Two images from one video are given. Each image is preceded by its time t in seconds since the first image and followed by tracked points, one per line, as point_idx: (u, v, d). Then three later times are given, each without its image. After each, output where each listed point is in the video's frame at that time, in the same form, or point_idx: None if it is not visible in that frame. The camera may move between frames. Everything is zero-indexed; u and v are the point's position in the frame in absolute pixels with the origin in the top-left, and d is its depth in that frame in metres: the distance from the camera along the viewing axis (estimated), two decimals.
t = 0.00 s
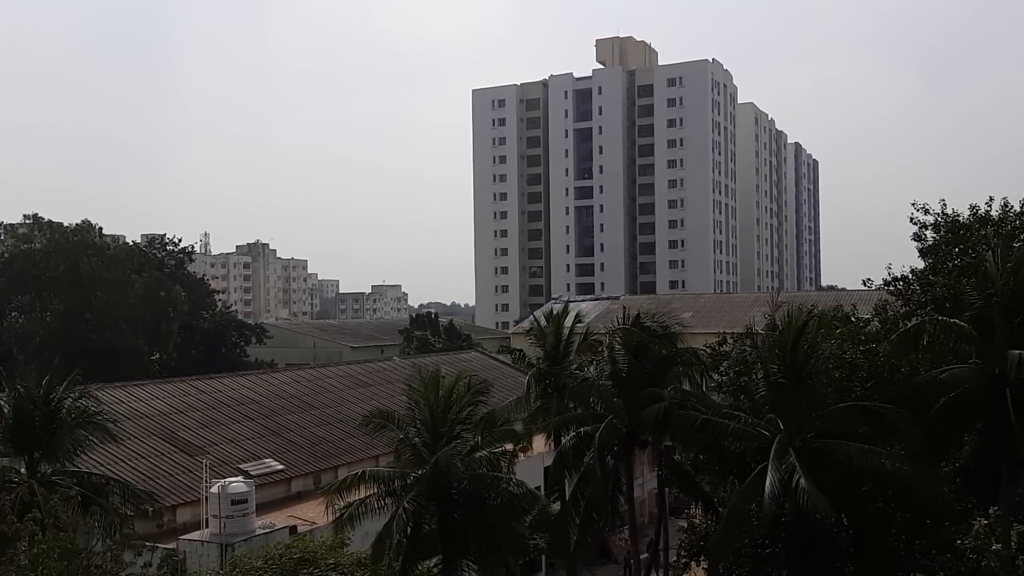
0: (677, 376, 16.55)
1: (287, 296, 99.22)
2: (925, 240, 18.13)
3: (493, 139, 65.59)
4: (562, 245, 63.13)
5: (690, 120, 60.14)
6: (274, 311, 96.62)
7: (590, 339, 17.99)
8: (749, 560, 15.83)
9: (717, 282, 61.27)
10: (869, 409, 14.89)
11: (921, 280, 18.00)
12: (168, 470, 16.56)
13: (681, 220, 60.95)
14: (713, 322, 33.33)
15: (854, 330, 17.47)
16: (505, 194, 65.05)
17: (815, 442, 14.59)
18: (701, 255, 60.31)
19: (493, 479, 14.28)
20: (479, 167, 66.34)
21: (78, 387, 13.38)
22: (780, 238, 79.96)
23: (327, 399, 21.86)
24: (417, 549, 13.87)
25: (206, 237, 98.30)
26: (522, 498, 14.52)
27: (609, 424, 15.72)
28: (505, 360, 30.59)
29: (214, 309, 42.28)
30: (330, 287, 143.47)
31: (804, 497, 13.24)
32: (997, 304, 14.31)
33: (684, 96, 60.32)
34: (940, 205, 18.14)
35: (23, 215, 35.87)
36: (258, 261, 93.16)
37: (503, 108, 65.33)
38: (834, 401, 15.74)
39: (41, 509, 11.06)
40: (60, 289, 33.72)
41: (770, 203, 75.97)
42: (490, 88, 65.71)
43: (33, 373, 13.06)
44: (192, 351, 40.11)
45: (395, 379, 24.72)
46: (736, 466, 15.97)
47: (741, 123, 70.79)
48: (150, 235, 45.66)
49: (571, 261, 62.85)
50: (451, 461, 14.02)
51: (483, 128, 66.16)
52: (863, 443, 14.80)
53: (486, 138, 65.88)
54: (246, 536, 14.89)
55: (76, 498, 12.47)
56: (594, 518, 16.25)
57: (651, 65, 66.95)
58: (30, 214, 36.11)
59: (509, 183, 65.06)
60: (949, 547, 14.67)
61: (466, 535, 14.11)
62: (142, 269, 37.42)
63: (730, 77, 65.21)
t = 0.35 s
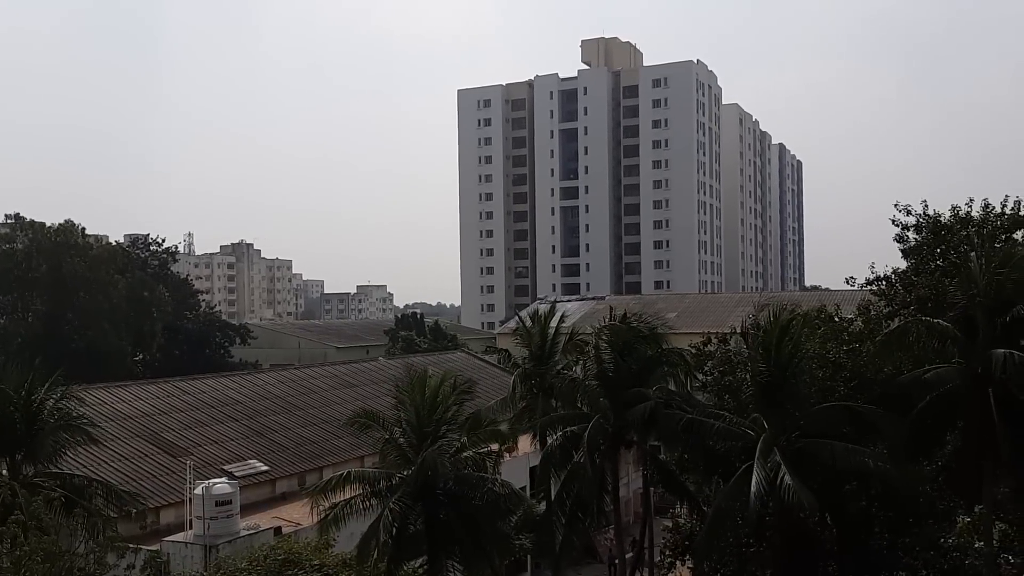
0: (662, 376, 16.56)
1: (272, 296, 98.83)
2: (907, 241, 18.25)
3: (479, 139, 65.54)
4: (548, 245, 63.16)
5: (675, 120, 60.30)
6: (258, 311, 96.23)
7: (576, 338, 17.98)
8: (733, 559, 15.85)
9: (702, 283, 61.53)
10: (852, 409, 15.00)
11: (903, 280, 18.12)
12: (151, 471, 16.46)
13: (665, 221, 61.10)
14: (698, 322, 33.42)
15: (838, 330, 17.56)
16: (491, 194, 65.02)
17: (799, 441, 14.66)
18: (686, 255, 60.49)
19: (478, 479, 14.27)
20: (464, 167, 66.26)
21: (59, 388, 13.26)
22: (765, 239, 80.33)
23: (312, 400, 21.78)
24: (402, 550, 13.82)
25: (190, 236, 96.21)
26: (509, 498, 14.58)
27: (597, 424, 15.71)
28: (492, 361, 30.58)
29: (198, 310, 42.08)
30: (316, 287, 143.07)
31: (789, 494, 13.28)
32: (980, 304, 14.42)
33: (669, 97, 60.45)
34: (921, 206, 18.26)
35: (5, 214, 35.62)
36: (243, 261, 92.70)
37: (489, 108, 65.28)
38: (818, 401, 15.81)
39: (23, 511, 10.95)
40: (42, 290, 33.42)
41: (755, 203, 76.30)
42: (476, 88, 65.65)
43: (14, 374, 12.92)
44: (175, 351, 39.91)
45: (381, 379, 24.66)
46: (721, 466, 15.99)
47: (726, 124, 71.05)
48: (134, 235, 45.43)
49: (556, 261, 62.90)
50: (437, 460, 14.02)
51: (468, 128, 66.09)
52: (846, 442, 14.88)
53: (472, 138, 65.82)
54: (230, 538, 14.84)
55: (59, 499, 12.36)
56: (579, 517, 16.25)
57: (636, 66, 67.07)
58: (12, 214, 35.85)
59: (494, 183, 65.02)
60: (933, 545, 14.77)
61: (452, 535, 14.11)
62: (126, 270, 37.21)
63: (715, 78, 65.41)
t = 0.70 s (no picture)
0: (648, 376, 16.67)
1: (257, 297, 98.49)
2: (889, 243, 18.49)
3: (464, 140, 65.59)
4: (533, 246, 63.26)
5: (660, 122, 60.61)
6: (242, 312, 95.86)
7: (561, 339, 18.03)
8: (717, 558, 15.81)
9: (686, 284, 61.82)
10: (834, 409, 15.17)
11: (884, 282, 18.35)
12: (136, 472, 16.43)
13: (650, 222, 61.36)
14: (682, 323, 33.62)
15: (820, 330, 17.75)
16: (476, 195, 65.10)
17: (782, 441, 14.83)
18: (670, 256, 60.77)
19: (464, 477, 14.38)
20: (449, 168, 66.28)
21: (43, 389, 13.22)
22: (748, 240, 80.85)
23: (297, 400, 21.78)
24: (388, 550, 13.83)
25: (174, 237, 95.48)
26: (494, 498, 14.68)
27: (584, 423, 15.78)
28: (478, 361, 30.65)
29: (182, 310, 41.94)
30: (300, 287, 142.72)
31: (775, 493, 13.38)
32: (962, 304, 14.64)
33: (654, 99, 60.76)
34: (902, 208, 18.52)
35: None
36: (227, 261, 92.34)
37: (474, 109, 65.34)
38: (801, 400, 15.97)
39: (7, 512, 10.95)
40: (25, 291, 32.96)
41: (738, 205, 76.78)
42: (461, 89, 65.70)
43: None
44: (159, 352, 39.76)
45: (366, 379, 24.69)
46: (705, 465, 16.13)
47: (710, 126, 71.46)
48: (118, 235, 45.28)
49: (541, 262, 63.03)
50: (423, 460, 14.11)
51: (453, 129, 66.13)
52: (829, 442, 15.04)
53: (457, 139, 65.87)
54: (215, 538, 14.83)
55: (44, 501, 12.33)
56: (565, 516, 16.26)
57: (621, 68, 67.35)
58: None
59: (480, 184, 65.09)
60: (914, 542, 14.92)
61: (437, 535, 14.17)
62: (110, 270, 37.13)
63: (699, 80, 65.79)
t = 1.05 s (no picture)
0: (639, 376, 16.57)
1: (246, 297, 98.02)
2: (879, 243, 18.47)
3: (454, 139, 65.43)
4: (524, 246, 63.21)
5: (650, 122, 60.61)
6: (231, 312, 95.39)
7: (551, 339, 17.84)
8: (706, 558, 15.96)
9: (676, 283, 61.86)
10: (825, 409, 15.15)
11: (874, 282, 18.31)
12: (123, 473, 16.28)
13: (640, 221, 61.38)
14: (672, 323, 33.55)
15: (811, 330, 17.73)
16: (466, 194, 64.97)
17: (773, 441, 14.80)
18: (660, 256, 60.78)
19: (454, 479, 14.29)
20: (440, 167, 66.09)
21: (29, 390, 13.02)
22: (738, 240, 80.96)
23: (286, 401, 21.63)
24: (377, 553, 13.77)
25: (162, 237, 94.69)
26: (484, 499, 14.63)
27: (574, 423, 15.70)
28: (469, 361, 30.54)
29: (170, 311, 41.58)
30: (290, 287, 142.20)
31: (766, 493, 13.34)
32: (953, 304, 14.59)
33: (644, 98, 60.76)
34: (892, 207, 18.49)
35: None
36: (216, 261, 91.84)
37: (464, 108, 65.18)
38: (792, 401, 15.94)
39: None
40: (11, 291, 32.74)
41: (729, 205, 76.88)
42: (452, 88, 65.52)
43: None
44: (147, 353, 39.43)
45: (355, 380, 24.56)
46: (695, 465, 16.11)
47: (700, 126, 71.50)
48: (105, 235, 44.90)
49: (532, 262, 62.96)
50: (412, 463, 13.97)
51: (443, 127, 65.96)
52: (820, 443, 14.99)
53: (447, 138, 65.72)
54: (203, 540, 14.72)
55: (30, 503, 12.17)
56: (556, 517, 16.45)
57: (611, 67, 67.30)
58: None
59: (470, 183, 64.94)
60: (904, 541, 14.93)
61: (427, 536, 14.09)
62: (97, 270, 36.74)
63: (689, 79, 65.81)
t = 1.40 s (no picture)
0: (628, 376, 16.48)
1: (234, 297, 97.72)
2: (868, 243, 18.55)
3: (443, 140, 65.40)
4: (513, 246, 63.23)
5: (639, 123, 60.74)
6: (219, 313, 95.11)
7: (540, 340, 17.80)
8: (695, 560, 15.79)
9: (665, 284, 61.99)
10: (812, 409, 15.21)
11: (862, 282, 18.37)
12: (110, 474, 16.22)
13: (629, 222, 61.47)
14: (660, 324, 33.64)
15: (799, 331, 17.79)
16: (455, 195, 64.91)
17: (761, 441, 14.86)
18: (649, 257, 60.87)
19: (443, 480, 14.28)
20: (429, 168, 66.05)
21: (14, 390, 12.91)
22: (726, 241, 81.23)
23: (274, 402, 21.56)
24: (366, 554, 13.75)
25: (150, 237, 94.29)
26: (474, 500, 14.69)
27: (563, 424, 15.68)
28: (458, 362, 30.53)
29: (157, 311, 41.39)
30: (278, 288, 141.81)
31: (753, 493, 13.40)
32: (942, 305, 14.64)
33: (633, 99, 60.88)
34: (880, 208, 18.58)
35: None
36: (204, 262, 91.53)
37: (453, 109, 65.14)
38: (781, 401, 16.00)
39: None
40: None
41: (717, 206, 77.12)
42: (441, 88, 65.48)
43: None
44: (134, 353, 39.26)
45: (343, 381, 24.49)
46: (683, 466, 16.17)
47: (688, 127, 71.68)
48: (92, 236, 44.67)
49: (521, 263, 63.00)
50: (400, 463, 13.94)
51: (433, 128, 65.91)
52: (809, 443, 15.02)
53: (437, 139, 65.67)
54: (191, 542, 14.67)
55: (16, 506, 12.06)
56: (546, 518, 16.31)
57: (600, 68, 67.39)
58: None
59: (459, 184, 64.89)
60: (891, 541, 15.01)
61: (415, 538, 14.07)
62: (83, 270, 36.55)
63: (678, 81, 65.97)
